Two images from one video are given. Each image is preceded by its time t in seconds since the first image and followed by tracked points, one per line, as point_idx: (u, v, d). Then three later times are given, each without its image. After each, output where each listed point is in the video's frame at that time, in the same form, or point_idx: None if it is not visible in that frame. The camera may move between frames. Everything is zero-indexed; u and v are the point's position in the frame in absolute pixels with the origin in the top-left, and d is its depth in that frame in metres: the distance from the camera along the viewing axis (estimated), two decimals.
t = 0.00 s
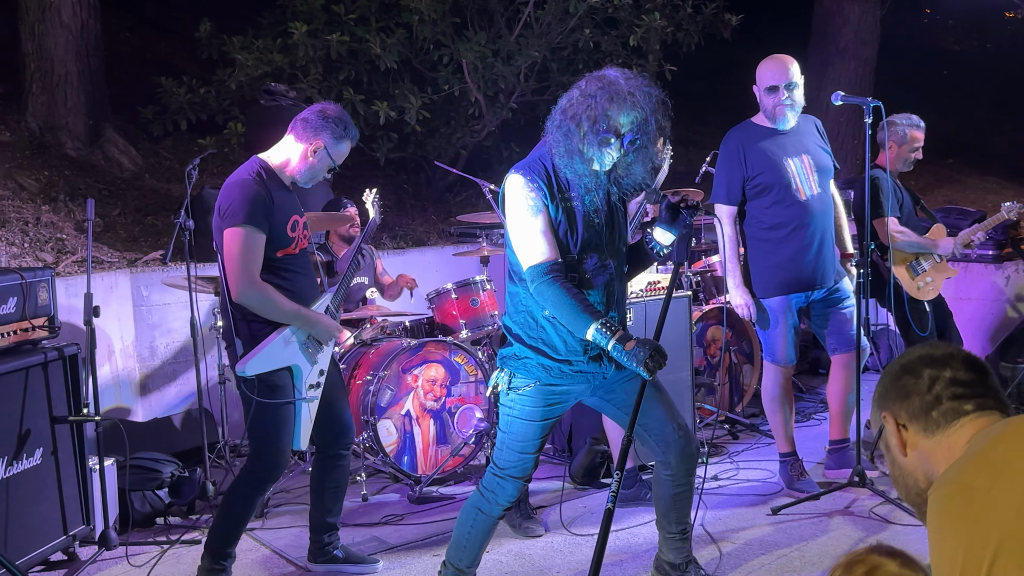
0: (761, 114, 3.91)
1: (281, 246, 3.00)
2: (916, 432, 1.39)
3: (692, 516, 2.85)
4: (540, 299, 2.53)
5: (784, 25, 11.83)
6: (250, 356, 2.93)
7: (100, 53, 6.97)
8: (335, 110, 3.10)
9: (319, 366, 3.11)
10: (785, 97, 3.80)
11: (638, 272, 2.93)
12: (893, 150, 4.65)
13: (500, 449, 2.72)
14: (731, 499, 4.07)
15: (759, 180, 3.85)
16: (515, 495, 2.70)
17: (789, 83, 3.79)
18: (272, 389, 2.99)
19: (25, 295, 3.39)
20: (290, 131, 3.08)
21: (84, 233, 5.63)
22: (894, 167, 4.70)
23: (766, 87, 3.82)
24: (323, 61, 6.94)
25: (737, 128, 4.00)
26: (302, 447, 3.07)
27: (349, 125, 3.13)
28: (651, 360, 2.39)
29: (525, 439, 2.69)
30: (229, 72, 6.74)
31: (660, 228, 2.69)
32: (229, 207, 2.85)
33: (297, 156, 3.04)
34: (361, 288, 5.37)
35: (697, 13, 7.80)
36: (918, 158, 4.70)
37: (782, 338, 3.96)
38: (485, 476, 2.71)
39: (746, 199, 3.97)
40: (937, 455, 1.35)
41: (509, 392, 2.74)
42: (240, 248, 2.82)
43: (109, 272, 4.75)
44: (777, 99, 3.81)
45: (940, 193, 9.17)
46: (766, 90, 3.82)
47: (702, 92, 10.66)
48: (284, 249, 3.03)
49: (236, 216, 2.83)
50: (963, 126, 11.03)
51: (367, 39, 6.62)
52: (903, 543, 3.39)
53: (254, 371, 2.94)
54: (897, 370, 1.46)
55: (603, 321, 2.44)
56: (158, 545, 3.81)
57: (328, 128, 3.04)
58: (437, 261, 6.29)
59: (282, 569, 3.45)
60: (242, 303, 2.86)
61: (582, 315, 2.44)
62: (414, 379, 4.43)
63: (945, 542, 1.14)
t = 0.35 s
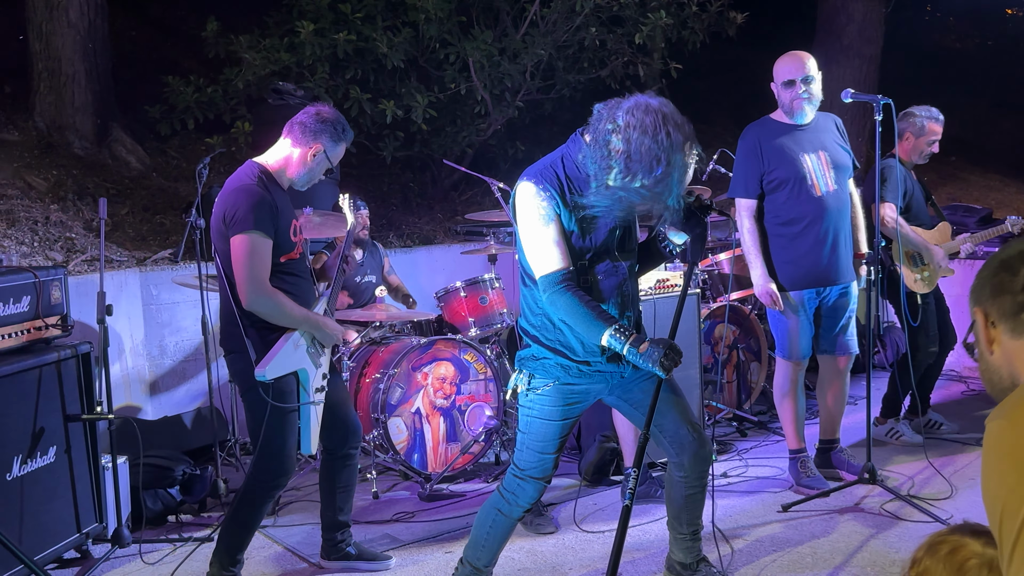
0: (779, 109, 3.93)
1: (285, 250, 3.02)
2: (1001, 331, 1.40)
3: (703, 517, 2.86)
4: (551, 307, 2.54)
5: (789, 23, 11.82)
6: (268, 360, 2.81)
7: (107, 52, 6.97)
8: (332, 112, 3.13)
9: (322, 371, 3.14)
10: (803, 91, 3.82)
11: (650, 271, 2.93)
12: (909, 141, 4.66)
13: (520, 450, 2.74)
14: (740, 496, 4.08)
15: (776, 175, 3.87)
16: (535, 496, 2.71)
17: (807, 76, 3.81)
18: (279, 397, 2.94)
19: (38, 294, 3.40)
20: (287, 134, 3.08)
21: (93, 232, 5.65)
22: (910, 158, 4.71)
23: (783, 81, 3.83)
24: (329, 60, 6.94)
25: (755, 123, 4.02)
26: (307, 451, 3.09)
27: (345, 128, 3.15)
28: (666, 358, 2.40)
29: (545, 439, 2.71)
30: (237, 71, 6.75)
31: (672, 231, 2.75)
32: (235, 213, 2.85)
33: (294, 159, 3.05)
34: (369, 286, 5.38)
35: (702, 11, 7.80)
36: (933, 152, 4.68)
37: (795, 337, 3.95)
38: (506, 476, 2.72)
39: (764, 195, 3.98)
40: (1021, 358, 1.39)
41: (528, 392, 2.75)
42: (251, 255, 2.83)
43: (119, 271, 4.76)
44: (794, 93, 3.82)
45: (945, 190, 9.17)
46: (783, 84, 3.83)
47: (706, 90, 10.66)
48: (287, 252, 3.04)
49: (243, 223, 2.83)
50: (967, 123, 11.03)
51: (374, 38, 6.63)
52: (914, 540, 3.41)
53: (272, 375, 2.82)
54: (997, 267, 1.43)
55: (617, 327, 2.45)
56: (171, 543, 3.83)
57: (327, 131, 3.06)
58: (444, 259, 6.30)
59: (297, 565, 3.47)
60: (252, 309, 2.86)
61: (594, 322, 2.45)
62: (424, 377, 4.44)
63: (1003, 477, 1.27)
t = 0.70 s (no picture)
0: (796, 103, 3.94)
1: (280, 245, 3.02)
2: None
3: (711, 504, 2.88)
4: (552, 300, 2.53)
5: (789, 21, 11.83)
6: (270, 356, 2.88)
7: (108, 48, 6.97)
8: (321, 103, 3.11)
9: (320, 366, 3.14)
10: (820, 84, 3.82)
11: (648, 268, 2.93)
12: (931, 145, 4.69)
13: (518, 445, 2.74)
14: (741, 494, 4.09)
15: (788, 167, 3.89)
16: (534, 491, 2.72)
17: (826, 69, 3.81)
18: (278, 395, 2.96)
19: (41, 289, 3.41)
20: (278, 127, 3.07)
21: (94, 228, 5.65)
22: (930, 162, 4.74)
23: (801, 74, 3.84)
24: (330, 57, 6.94)
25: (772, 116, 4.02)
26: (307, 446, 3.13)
27: (335, 117, 3.15)
28: (668, 352, 2.42)
29: (543, 434, 2.71)
30: (238, 68, 6.75)
31: (673, 222, 2.73)
32: (231, 209, 2.85)
33: (286, 152, 3.06)
34: (370, 282, 5.38)
35: (703, 9, 7.80)
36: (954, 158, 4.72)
37: (803, 329, 3.93)
38: (504, 472, 2.73)
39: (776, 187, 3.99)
40: None
41: (524, 387, 2.76)
42: (249, 250, 2.83)
43: (121, 268, 4.77)
44: (813, 86, 3.82)
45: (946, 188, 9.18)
46: (801, 76, 3.84)
47: (707, 88, 10.66)
48: (282, 248, 3.05)
49: (239, 219, 2.83)
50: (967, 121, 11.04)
51: (375, 34, 6.63)
52: (915, 537, 3.42)
53: (274, 370, 2.89)
54: None
55: (618, 321, 2.45)
56: (173, 538, 3.84)
57: (318, 122, 3.06)
58: (445, 256, 6.30)
59: (300, 561, 3.48)
60: (252, 305, 2.86)
61: (596, 316, 2.46)
62: (426, 373, 4.45)
63: None
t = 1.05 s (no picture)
0: (799, 103, 3.94)
1: (273, 243, 3.02)
2: None
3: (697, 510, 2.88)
4: (549, 295, 2.53)
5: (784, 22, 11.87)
6: (263, 353, 2.87)
7: (102, 46, 6.94)
8: (314, 101, 3.11)
9: (312, 363, 3.17)
10: (826, 84, 3.81)
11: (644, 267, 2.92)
12: (922, 151, 4.71)
13: (509, 442, 2.74)
14: (733, 493, 4.10)
15: (785, 166, 3.90)
16: (526, 488, 2.72)
17: (831, 71, 3.80)
18: (270, 392, 2.97)
19: (33, 287, 3.39)
20: (271, 125, 3.07)
21: (87, 226, 5.63)
22: (920, 168, 4.77)
23: (807, 73, 3.84)
24: (325, 55, 6.93)
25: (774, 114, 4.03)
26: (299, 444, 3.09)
27: (328, 117, 3.15)
28: (662, 352, 2.41)
29: (535, 432, 2.71)
30: (233, 66, 6.74)
31: (669, 223, 2.72)
32: (224, 206, 2.84)
33: (278, 149, 3.05)
34: (364, 282, 5.37)
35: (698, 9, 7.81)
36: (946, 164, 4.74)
37: (800, 327, 3.92)
38: (496, 469, 2.72)
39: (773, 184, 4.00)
40: None
41: (518, 385, 2.76)
42: (241, 248, 2.82)
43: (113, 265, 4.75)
44: (817, 85, 3.82)
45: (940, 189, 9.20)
46: (807, 76, 3.83)
47: (702, 87, 10.67)
48: (274, 245, 3.04)
49: (232, 216, 2.83)
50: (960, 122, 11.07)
51: (370, 33, 6.62)
52: (907, 536, 3.44)
53: (267, 368, 2.88)
54: None
55: (614, 317, 2.44)
56: (165, 537, 3.83)
57: (311, 120, 3.06)
58: (439, 255, 6.30)
59: (291, 560, 3.48)
60: (243, 303, 2.86)
61: (592, 310, 2.43)
62: (420, 373, 4.44)
63: None
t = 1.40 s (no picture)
0: (783, 106, 3.95)
1: (266, 242, 3.01)
2: None
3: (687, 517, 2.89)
4: (542, 304, 2.52)
5: (777, 25, 11.91)
6: (254, 351, 2.88)
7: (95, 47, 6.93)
8: (306, 101, 3.11)
9: (300, 364, 3.14)
10: (809, 86, 3.83)
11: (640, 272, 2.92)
12: (915, 145, 4.74)
13: (506, 449, 2.74)
14: (724, 494, 4.11)
15: (772, 170, 3.89)
16: (521, 495, 2.72)
17: (814, 72, 3.83)
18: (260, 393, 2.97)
19: (23, 288, 3.39)
20: (263, 124, 3.06)
21: (79, 227, 5.62)
22: (913, 161, 4.80)
23: (789, 75, 3.86)
24: (318, 57, 6.93)
25: (757, 117, 4.03)
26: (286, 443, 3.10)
27: (320, 116, 3.14)
28: (655, 356, 2.41)
29: (530, 438, 2.71)
30: (225, 67, 6.73)
31: (665, 227, 2.74)
32: (218, 204, 2.83)
33: (271, 149, 3.05)
34: (357, 283, 5.37)
35: (691, 12, 7.83)
36: (939, 158, 4.77)
37: (786, 336, 3.95)
38: (491, 476, 2.72)
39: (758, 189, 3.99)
40: None
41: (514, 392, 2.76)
42: (233, 247, 2.82)
43: (105, 266, 4.74)
44: (801, 87, 3.83)
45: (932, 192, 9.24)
46: (790, 77, 3.85)
47: (695, 90, 10.70)
48: (267, 245, 3.03)
49: (225, 215, 2.83)
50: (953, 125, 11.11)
51: (363, 34, 6.62)
52: (898, 538, 3.45)
53: (257, 366, 2.89)
54: None
55: (606, 326, 2.44)
56: (156, 539, 3.82)
57: (303, 119, 3.05)
58: (432, 257, 6.30)
59: (282, 562, 3.47)
60: (235, 301, 2.85)
61: (586, 320, 2.44)
62: (412, 375, 4.44)
63: None
